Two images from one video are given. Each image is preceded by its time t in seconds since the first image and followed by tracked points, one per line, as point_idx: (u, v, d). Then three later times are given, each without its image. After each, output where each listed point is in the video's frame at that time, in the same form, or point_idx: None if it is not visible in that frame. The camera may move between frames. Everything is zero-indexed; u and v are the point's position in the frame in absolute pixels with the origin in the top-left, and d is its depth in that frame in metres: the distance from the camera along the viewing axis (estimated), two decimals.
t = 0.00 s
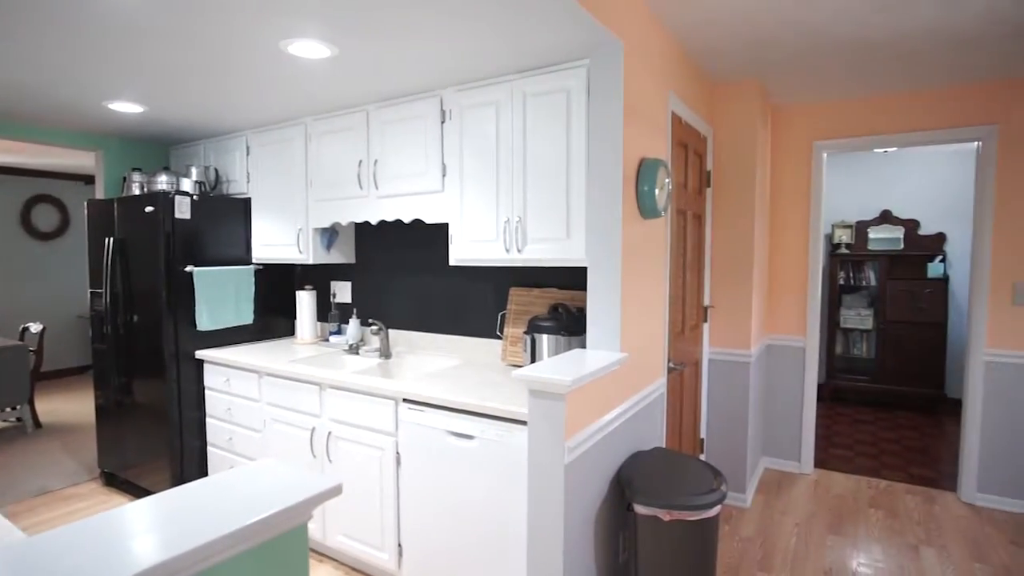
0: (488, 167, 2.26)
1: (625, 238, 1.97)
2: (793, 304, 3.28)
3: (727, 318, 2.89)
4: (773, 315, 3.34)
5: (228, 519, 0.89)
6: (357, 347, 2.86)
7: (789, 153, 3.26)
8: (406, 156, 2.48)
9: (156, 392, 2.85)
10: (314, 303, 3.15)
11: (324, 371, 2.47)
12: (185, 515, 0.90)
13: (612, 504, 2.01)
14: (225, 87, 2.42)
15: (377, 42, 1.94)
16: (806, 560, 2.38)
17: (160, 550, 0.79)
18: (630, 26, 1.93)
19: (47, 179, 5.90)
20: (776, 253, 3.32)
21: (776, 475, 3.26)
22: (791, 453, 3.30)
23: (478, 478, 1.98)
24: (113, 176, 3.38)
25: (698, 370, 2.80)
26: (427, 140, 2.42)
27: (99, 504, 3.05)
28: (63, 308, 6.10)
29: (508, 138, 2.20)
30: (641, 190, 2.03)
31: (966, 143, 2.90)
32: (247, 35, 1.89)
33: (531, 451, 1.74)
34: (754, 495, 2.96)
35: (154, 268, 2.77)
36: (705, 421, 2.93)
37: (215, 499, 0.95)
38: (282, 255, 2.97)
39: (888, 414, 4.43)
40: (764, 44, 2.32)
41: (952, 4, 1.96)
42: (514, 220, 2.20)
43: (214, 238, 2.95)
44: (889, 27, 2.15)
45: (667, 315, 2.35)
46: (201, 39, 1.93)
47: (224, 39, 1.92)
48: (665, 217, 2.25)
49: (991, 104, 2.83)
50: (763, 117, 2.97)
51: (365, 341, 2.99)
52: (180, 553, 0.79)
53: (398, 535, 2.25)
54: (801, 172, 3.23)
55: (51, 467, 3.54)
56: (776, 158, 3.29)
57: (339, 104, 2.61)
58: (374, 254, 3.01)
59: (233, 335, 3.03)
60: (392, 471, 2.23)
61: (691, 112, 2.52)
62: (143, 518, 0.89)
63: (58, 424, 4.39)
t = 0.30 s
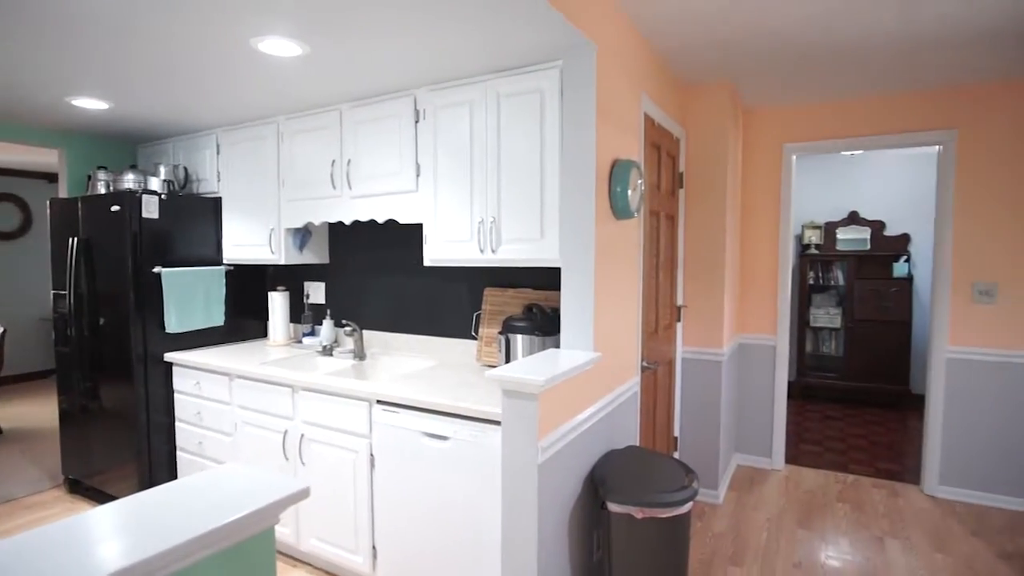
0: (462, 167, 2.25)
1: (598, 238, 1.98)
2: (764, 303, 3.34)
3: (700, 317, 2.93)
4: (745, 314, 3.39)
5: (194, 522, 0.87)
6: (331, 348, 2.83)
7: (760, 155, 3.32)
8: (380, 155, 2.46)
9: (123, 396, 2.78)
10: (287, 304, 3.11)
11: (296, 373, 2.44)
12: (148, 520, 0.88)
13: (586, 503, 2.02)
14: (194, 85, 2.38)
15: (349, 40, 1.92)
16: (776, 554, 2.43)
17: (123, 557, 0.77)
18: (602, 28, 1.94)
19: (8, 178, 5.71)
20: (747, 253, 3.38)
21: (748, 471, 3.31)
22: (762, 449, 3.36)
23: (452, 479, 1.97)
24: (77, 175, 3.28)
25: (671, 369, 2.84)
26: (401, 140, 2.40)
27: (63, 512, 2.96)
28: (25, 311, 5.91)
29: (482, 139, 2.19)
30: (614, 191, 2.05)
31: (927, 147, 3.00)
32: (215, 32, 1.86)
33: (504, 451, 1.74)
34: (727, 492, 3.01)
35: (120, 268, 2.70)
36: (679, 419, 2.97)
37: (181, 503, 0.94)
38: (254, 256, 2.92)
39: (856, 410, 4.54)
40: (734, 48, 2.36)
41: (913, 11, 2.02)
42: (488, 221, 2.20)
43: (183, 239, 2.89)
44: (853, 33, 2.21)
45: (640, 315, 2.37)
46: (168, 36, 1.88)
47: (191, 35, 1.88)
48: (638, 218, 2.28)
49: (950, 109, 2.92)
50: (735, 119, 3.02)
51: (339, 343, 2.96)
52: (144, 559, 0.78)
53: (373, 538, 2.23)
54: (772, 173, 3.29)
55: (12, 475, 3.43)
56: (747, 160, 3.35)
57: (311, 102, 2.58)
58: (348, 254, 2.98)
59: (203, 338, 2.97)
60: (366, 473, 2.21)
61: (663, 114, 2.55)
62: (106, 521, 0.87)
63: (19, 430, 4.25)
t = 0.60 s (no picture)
0: (437, 167, 2.25)
1: (572, 239, 2.00)
2: (736, 302, 3.40)
3: (673, 317, 2.97)
4: (717, 313, 3.45)
5: (161, 527, 0.86)
6: (305, 350, 2.81)
7: (731, 156, 3.38)
8: (354, 155, 2.45)
9: (89, 400, 2.72)
10: (260, 305, 3.07)
11: (269, 376, 2.41)
12: (114, 526, 0.86)
13: (560, 501, 2.04)
14: (162, 83, 2.33)
15: (321, 39, 1.90)
16: (747, 548, 2.48)
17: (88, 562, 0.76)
18: (575, 31, 1.96)
19: None
20: (720, 254, 3.43)
21: (720, 468, 3.37)
22: (735, 446, 3.42)
23: (427, 480, 1.97)
24: (40, 174, 3.19)
25: (645, 368, 2.87)
26: (375, 140, 2.39)
27: (26, 521, 2.88)
28: None
29: (456, 139, 2.20)
30: (587, 193, 2.07)
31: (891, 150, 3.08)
32: (183, 29, 1.83)
33: (479, 451, 1.74)
34: (700, 488, 3.06)
35: (86, 269, 2.63)
36: (653, 417, 3.01)
37: (151, 506, 0.93)
38: (226, 256, 2.88)
39: (825, 406, 4.65)
40: (705, 52, 2.40)
41: (876, 18, 2.08)
42: (463, 221, 2.20)
43: (152, 239, 2.83)
44: (819, 39, 2.27)
45: (613, 315, 2.40)
46: (134, 33, 1.85)
47: (159, 33, 1.85)
48: (611, 218, 2.30)
49: (913, 114, 3.02)
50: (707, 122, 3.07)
51: (314, 344, 2.93)
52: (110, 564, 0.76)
53: (347, 541, 2.22)
54: (743, 175, 3.35)
55: None
56: (719, 161, 3.41)
57: (284, 101, 2.55)
58: (322, 254, 2.95)
59: (173, 340, 2.91)
60: (341, 476, 2.20)
61: (636, 116, 2.58)
62: (72, 525, 0.86)
63: None
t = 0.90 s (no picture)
0: (412, 167, 2.24)
1: (548, 238, 2.01)
2: (710, 301, 3.45)
3: (649, 316, 3.01)
4: (692, 312, 3.50)
5: (128, 529, 0.84)
6: (279, 351, 2.77)
7: (705, 157, 3.43)
8: (328, 154, 2.43)
9: (54, 404, 2.64)
10: (232, 305, 3.02)
11: (243, 377, 2.37)
12: (79, 530, 0.84)
13: (537, 500, 2.05)
14: (130, 79, 2.28)
15: (295, 36, 1.88)
16: (721, 543, 2.52)
17: (53, 566, 0.74)
18: (550, 31, 1.97)
19: None
20: (695, 253, 3.48)
21: (695, 464, 3.42)
22: (709, 443, 3.47)
23: (402, 480, 1.96)
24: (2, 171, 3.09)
25: (621, 367, 2.90)
26: (350, 139, 2.37)
27: None
28: None
29: (432, 139, 2.19)
30: (563, 192, 2.08)
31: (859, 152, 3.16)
32: (150, 24, 1.79)
33: (455, 450, 1.74)
34: (675, 485, 3.10)
35: (51, 269, 2.56)
36: (629, 415, 3.04)
37: (120, 508, 0.91)
38: (198, 256, 2.83)
39: (797, 403, 4.75)
40: (679, 53, 2.44)
41: (842, 23, 2.13)
42: (439, 221, 2.20)
43: (121, 238, 2.77)
44: (789, 43, 2.32)
45: (589, 314, 2.42)
46: (101, 27, 1.80)
47: (126, 28, 1.81)
48: (587, 218, 2.32)
49: (879, 117, 3.10)
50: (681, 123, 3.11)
51: (288, 345, 2.89)
52: (77, 567, 0.75)
53: (322, 543, 2.20)
54: (717, 175, 3.41)
55: None
56: (693, 162, 3.45)
57: (256, 99, 2.52)
58: (296, 255, 2.92)
59: (142, 341, 2.85)
60: (316, 478, 2.18)
61: (611, 117, 2.61)
62: (36, 529, 0.84)
63: None
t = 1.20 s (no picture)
0: (386, 166, 2.23)
1: (522, 238, 2.02)
2: (684, 300, 3.50)
3: (624, 315, 3.04)
4: (666, 311, 3.55)
5: (91, 534, 0.83)
6: (251, 352, 2.73)
7: (679, 158, 3.47)
8: (301, 153, 2.40)
9: (15, 409, 2.56)
10: (203, 306, 2.97)
11: (213, 379, 2.33)
12: (39, 536, 0.82)
13: (511, 499, 2.05)
14: (95, 74, 2.22)
15: (265, 33, 1.86)
16: (694, 538, 2.56)
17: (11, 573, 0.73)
18: (523, 32, 1.98)
19: None
20: (669, 253, 3.53)
21: (670, 461, 3.46)
22: (683, 440, 3.52)
23: (376, 481, 1.95)
24: None
25: (596, 365, 2.92)
26: (323, 137, 2.35)
27: None
28: None
29: (406, 138, 2.18)
30: (537, 192, 2.09)
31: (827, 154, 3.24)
32: (115, 19, 1.75)
33: (429, 451, 1.74)
34: (650, 482, 3.13)
35: (11, 270, 2.48)
36: (605, 414, 3.06)
37: (82, 510, 0.90)
38: (167, 257, 2.77)
39: (769, 400, 4.84)
40: (651, 55, 2.47)
41: (809, 28, 2.18)
42: (413, 221, 2.19)
43: (86, 238, 2.70)
44: (758, 47, 2.36)
45: (564, 314, 2.43)
46: (63, 21, 1.76)
47: (89, 22, 1.76)
48: (561, 218, 2.33)
49: (846, 119, 3.17)
50: (655, 124, 3.15)
51: (261, 346, 2.85)
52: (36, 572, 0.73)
53: (296, 546, 2.17)
54: (690, 176, 3.45)
55: None
56: (667, 163, 3.50)
57: (227, 96, 2.48)
58: (268, 255, 2.88)
59: (109, 344, 2.78)
60: (288, 480, 2.15)
61: (586, 118, 2.63)
62: None
63: None
